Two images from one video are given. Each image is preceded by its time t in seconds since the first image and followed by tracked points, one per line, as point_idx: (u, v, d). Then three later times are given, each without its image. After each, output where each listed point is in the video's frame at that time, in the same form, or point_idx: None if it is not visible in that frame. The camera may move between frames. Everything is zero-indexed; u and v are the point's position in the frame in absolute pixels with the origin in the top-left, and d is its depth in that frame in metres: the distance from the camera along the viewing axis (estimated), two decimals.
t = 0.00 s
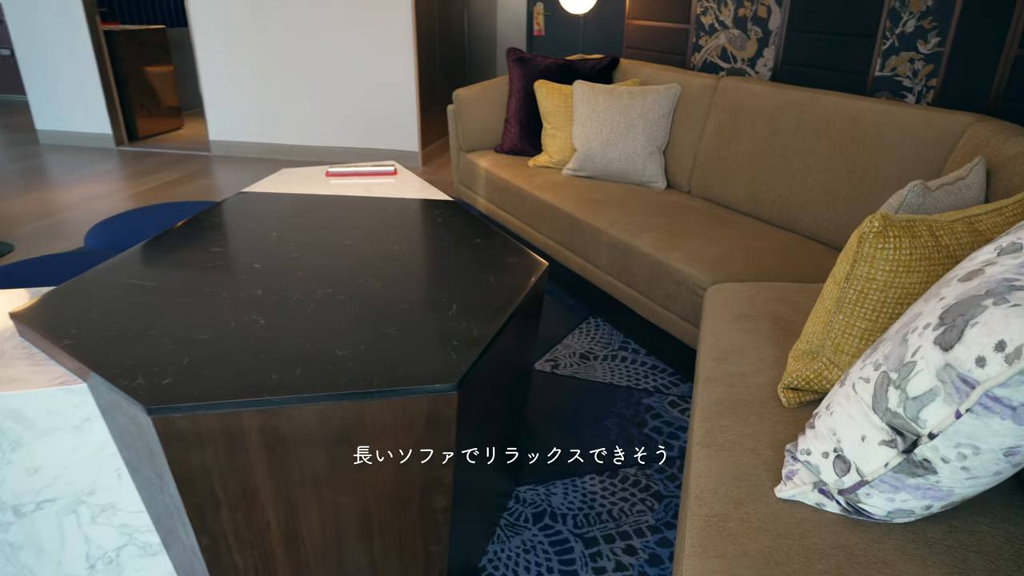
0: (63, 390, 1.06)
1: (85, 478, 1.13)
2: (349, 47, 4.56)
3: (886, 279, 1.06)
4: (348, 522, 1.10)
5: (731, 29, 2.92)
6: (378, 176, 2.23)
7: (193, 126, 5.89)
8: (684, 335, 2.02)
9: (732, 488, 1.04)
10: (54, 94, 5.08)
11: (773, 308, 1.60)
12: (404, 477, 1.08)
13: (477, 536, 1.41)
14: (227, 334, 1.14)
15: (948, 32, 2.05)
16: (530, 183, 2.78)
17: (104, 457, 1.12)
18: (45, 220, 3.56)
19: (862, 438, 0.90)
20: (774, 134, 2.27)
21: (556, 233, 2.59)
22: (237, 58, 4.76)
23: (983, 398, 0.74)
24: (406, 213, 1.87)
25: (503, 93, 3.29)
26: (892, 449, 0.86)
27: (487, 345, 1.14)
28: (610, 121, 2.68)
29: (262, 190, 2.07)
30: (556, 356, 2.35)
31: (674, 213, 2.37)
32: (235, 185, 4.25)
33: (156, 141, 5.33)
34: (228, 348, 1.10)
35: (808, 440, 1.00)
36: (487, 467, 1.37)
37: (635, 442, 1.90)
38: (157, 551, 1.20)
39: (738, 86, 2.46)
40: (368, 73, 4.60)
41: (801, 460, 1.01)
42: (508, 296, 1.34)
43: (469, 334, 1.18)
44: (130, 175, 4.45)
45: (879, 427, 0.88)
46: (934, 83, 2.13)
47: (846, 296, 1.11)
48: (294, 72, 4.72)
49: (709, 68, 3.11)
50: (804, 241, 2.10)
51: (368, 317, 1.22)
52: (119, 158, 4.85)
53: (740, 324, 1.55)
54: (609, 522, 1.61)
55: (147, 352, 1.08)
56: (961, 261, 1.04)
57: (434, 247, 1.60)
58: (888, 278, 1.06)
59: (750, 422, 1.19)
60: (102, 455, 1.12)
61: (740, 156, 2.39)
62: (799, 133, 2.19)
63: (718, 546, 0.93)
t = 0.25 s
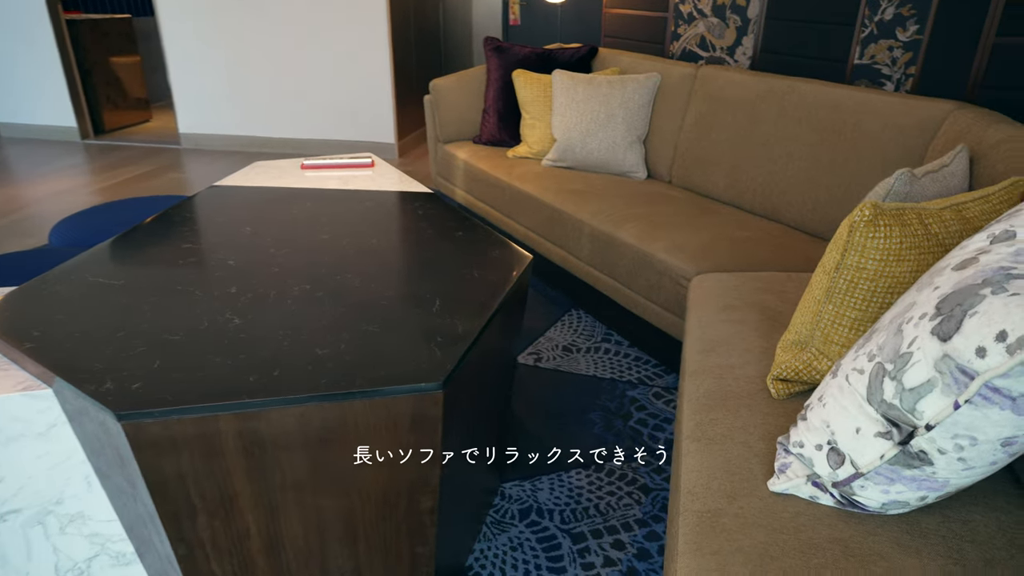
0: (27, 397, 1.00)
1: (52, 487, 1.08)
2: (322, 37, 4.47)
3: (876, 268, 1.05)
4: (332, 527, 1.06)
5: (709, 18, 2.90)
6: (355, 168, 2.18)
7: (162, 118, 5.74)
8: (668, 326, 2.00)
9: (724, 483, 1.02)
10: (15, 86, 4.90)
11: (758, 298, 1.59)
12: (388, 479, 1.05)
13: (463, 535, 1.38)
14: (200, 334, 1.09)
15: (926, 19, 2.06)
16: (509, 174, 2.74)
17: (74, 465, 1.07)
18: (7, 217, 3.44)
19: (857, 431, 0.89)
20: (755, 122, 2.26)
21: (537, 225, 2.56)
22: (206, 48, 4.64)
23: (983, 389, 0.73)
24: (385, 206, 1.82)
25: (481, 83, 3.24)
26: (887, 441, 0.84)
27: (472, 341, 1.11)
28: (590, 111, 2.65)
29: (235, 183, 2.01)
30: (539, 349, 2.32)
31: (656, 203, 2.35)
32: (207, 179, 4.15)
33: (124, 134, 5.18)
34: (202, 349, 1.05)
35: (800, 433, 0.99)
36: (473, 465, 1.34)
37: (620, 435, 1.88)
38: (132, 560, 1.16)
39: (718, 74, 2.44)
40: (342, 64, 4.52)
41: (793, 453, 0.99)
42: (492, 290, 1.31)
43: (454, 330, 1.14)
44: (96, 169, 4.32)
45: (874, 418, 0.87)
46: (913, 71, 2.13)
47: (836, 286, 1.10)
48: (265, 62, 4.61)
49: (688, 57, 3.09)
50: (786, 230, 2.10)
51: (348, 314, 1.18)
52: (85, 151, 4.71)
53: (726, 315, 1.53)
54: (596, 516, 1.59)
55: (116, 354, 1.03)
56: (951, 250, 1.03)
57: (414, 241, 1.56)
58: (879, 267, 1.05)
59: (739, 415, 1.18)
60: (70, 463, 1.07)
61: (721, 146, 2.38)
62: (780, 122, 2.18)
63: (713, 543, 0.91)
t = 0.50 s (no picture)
0: None
1: (18, 497, 1.05)
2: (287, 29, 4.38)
3: (854, 253, 1.06)
4: (312, 528, 1.03)
5: (679, 8, 2.91)
6: (325, 161, 2.14)
7: (121, 114, 5.57)
8: (645, 316, 2.01)
9: (709, 471, 1.02)
10: None
11: (734, 286, 1.60)
12: (370, 478, 1.02)
13: (446, 532, 1.36)
14: (170, 334, 1.05)
15: (892, 8, 2.09)
16: (482, 166, 2.72)
17: (41, 473, 1.04)
18: None
19: (841, 414, 0.89)
20: (726, 112, 2.27)
21: (511, 217, 2.54)
22: (166, 41, 4.51)
23: (967, 369, 0.74)
24: (357, 199, 1.79)
25: (451, 75, 3.21)
26: (871, 424, 0.85)
27: (454, 335, 1.09)
28: (562, 102, 2.64)
29: (201, 179, 1.95)
30: (515, 342, 2.31)
31: (630, 193, 2.35)
32: (170, 175, 4.04)
33: (81, 131, 5.01)
34: (173, 349, 1.01)
35: (783, 419, 0.99)
36: (455, 461, 1.32)
37: (600, 425, 1.88)
38: (102, 570, 1.14)
39: (689, 64, 2.45)
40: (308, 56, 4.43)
41: (777, 439, 1.00)
42: (471, 283, 1.29)
43: (434, 324, 1.12)
44: (53, 167, 4.18)
45: (858, 402, 0.87)
46: (880, 59, 2.16)
47: (815, 271, 1.10)
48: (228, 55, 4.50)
49: (658, 47, 3.10)
50: (759, 218, 2.12)
51: (324, 310, 1.15)
52: (41, 149, 4.55)
53: (704, 303, 1.54)
54: (579, 508, 1.59)
55: (81, 357, 0.99)
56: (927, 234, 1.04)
57: (389, 235, 1.53)
58: (857, 252, 1.06)
59: (722, 402, 1.18)
60: (36, 472, 1.04)
61: (693, 135, 2.38)
62: (751, 111, 2.19)
63: (701, 531, 0.91)
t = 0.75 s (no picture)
0: None
1: None
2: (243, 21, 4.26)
3: (830, 241, 1.08)
4: (297, 533, 1.01)
5: None
6: (292, 157, 2.09)
7: (69, 110, 5.35)
8: (619, 307, 2.02)
9: (696, 461, 1.03)
10: None
11: (709, 275, 1.62)
12: (356, 480, 1.00)
13: (430, 530, 1.35)
14: (142, 340, 1.02)
15: None
16: (450, 160, 2.69)
17: (5, 488, 1.05)
18: None
19: (824, 400, 0.91)
20: (694, 102, 2.29)
21: (481, 210, 2.52)
22: (116, 34, 4.34)
23: (949, 354, 0.76)
24: (327, 195, 1.75)
25: (416, 67, 3.16)
26: (854, 409, 0.86)
27: (437, 332, 1.07)
28: (530, 93, 2.63)
29: (163, 177, 1.88)
30: (490, 336, 2.30)
31: (601, 185, 2.36)
32: (126, 173, 3.91)
33: (28, 128, 4.80)
34: (146, 355, 0.98)
35: (767, 406, 1.00)
36: (438, 459, 1.31)
37: (578, 417, 1.89)
38: None
39: (656, 55, 2.46)
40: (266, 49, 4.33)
41: (761, 426, 1.01)
42: (450, 279, 1.28)
43: (416, 322, 1.10)
44: None
45: (841, 388, 0.89)
46: (842, 49, 2.20)
47: (792, 260, 1.12)
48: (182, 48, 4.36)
49: (624, 38, 3.10)
50: (728, 208, 2.15)
51: (302, 310, 1.12)
52: None
53: (680, 293, 1.55)
54: (561, 500, 1.59)
55: (47, 367, 0.94)
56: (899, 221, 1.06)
57: (363, 231, 1.50)
58: (833, 240, 1.08)
59: (704, 391, 1.19)
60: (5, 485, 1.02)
61: (661, 126, 2.40)
62: (718, 101, 2.22)
63: (690, 521, 0.92)
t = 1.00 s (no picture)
0: None
1: None
2: (200, 15, 4.13)
3: (817, 233, 1.10)
4: (295, 542, 0.99)
5: None
6: (263, 156, 2.04)
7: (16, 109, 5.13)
8: (600, 300, 2.03)
9: (693, 453, 1.04)
10: None
11: (690, 268, 1.64)
12: (355, 486, 0.99)
13: (423, 532, 1.33)
14: (126, 350, 0.98)
15: None
16: (422, 156, 2.66)
17: None
18: None
19: (820, 390, 0.92)
20: (667, 95, 2.31)
21: (456, 207, 2.50)
22: (64, 29, 4.16)
23: (945, 342, 0.78)
24: (304, 194, 1.71)
25: (383, 62, 3.12)
26: (851, 398, 0.88)
27: (431, 333, 1.06)
28: (502, 88, 2.61)
29: (129, 179, 1.82)
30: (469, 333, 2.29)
31: (576, 179, 2.37)
32: (81, 174, 3.76)
33: None
34: (132, 366, 0.94)
35: (761, 397, 1.02)
36: (431, 459, 1.30)
37: (562, 412, 1.89)
38: None
39: (627, 49, 2.47)
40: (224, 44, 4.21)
41: (756, 417, 1.03)
42: (439, 278, 1.26)
43: (409, 323, 1.09)
44: None
45: (836, 377, 0.90)
46: (809, 42, 2.25)
47: (779, 252, 1.14)
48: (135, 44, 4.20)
49: (592, 31, 3.10)
50: (703, 200, 2.17)
51: (291, 315, 1.10)
52: None
53: (664, 286, 1.56)
54: (551, 496, 1.59)
55: (27, 382, 0.90)
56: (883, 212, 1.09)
57: (346, 231, 1.47)
58: (820, 232, 1.10)
59: (696, 383, 1.20)
60: None
61: (634, 119, 2.41)
62: (691, 94, 2.24)
63: (693, 513, 0.93)
